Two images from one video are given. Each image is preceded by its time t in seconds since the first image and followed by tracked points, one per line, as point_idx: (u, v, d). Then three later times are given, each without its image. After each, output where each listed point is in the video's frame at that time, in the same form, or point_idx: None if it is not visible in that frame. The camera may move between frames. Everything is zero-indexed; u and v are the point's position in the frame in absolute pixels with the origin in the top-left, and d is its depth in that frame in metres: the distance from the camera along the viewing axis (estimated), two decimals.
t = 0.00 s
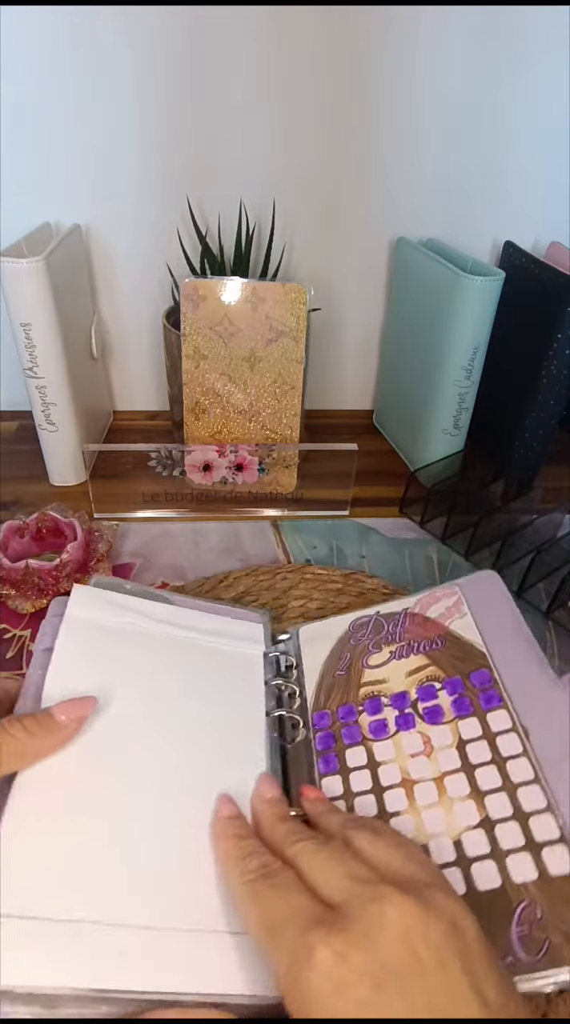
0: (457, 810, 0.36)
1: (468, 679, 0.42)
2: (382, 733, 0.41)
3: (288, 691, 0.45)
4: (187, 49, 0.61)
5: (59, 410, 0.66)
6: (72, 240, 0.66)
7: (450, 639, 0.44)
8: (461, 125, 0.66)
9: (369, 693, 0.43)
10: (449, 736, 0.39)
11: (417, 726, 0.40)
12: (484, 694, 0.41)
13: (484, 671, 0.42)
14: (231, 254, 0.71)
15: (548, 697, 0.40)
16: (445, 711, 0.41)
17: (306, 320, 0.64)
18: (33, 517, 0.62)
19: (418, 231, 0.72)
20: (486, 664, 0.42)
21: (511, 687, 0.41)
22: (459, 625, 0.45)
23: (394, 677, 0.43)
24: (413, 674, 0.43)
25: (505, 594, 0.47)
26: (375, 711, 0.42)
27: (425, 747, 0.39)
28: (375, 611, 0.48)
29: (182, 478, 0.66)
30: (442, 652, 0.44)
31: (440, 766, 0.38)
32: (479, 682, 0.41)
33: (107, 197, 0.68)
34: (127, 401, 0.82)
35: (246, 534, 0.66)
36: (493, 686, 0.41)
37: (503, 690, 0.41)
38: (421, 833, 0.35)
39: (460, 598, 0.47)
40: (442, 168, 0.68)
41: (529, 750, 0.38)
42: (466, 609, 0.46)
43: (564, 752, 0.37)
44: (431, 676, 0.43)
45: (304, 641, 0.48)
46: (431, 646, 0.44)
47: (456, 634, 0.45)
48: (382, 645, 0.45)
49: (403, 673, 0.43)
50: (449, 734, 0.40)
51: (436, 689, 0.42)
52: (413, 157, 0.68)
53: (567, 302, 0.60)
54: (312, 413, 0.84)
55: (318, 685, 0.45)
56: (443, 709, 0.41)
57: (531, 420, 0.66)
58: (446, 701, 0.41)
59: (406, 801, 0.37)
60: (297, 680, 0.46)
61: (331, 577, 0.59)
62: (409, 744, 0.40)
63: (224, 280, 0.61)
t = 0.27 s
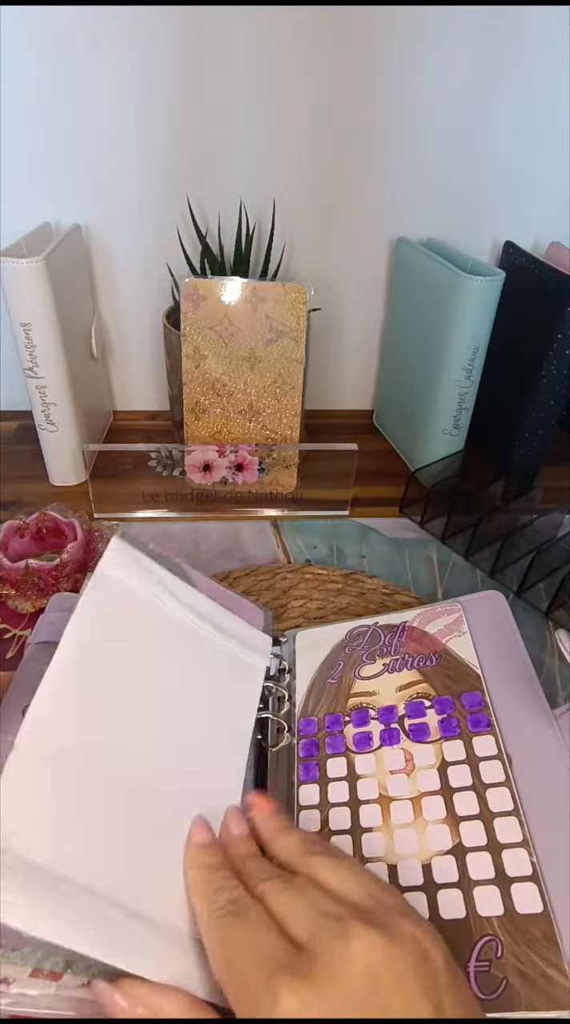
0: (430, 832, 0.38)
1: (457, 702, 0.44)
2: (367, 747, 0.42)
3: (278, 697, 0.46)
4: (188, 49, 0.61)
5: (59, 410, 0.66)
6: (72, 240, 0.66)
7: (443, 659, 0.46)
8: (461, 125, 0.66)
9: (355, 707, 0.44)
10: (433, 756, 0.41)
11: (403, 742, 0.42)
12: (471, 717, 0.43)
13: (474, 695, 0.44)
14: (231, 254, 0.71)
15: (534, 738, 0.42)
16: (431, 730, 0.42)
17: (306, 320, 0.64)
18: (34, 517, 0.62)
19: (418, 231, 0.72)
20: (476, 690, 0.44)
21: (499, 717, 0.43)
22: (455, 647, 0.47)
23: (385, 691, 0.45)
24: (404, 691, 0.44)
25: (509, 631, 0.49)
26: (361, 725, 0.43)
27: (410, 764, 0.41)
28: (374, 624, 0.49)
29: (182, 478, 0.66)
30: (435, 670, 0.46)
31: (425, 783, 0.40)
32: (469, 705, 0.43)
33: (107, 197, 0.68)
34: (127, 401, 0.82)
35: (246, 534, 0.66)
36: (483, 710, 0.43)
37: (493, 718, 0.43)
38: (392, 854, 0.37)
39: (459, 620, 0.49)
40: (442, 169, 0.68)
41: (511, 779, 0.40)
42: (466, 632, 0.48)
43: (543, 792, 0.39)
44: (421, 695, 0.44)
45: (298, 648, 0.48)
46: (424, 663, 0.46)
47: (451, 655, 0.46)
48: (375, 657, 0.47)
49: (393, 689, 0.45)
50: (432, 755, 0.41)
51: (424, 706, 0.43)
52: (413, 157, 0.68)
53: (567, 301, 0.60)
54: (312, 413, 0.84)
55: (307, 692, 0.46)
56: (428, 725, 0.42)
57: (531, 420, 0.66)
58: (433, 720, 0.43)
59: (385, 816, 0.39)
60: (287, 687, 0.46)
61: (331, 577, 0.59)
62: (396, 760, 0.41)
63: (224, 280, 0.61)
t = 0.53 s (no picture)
0: (436, 833, 0.38)
1: (462, 708, 0.44)
2: (371, 749, 0.42)
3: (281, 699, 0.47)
4: (187, 49, 0.61)
5: (59, 410, 0.66)
6: (71, 240, 0.66)
7: (448, 664, 0.47)
8: (461, 125, 0.66)
9: (364, 709, 0.44)
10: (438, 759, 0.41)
11: (408, 746, 0.42)
12: (476, 724, 0.43)
13: (479, 702, 0.44)
14: (231, 254, 0.71)
15: (537, 743, 0.42)
16: (436, 735, 0.43)
17: (306, 320, 0.64)
18: (34, 517, 0.62)
19: (418, 231, 0.72)
20: (481, 697, 0.45)
21: (504, 724, 0.43)
22: (459, 654, 0.47)
23: (389, 696, 0.45)
24: (408, 695, 0.45)
25: (512, 638, 0.49)
26: (366, 726, 0.43)
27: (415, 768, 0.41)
28: (379, 628, 0.50)
29: (182, 478, 0.66)
30: (439, 676, 0.46)
31: (431, 787, 0.40)
32: (473, 710, 0.44)
33: (106, 196, 0.68)
34: (127, 401, 0.82)
35: (246, 534, 0.66)
36: (488, 717, 0.43)
37: (497, 724, 0.43)
38: (398, 855, 0.37)
39: (462, 627, 0.49)
40: (442, 168, 0.68)
41: (516, 784, 0.40)
42: (469, 638, 0.48)
43: (546, 795, 0.39)
44: (426, 701, 0.45)
45: (302, 648, 0.49)
46: (429, 669, 0.46)
47: (455, 662, 0.47)
48: (380, 661, 0.47)
49: (397, 693, 0.45)
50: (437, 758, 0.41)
51: (429, 712, 0.44)
52: (413, 157, 0.68)
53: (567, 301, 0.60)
54: (312, 413, 0.84)
55: (310, 693, 0.46)
56: (433, 732, 0.43)
57: (531, 420, 0.66)
58: (438, 725, 0.43)
59: (390, 817, 0.39)
60: (289, 690, 0.47)
61: (331, 578, 0.59)
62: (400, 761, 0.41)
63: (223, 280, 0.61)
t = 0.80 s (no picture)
0: (435, 827, 0.37)
1: (459, 698, 0.43)
2: (370, 743, 0.42)
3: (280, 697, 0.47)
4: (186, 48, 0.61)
5: (59, 410, 0.66)
6: (71, 240, 0.66)
7: (445, 656, 0.46)
8: (460, 125, 0.66)
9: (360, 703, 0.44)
10: (436, 751, 0.40)
11: (407, 739, 0.41)
12: (474, 716, 0.42)
13: (477, 692, 0.43)
14: (231, 254, 0.71)
15: (536, 731, 0.41)
16: (434, 728, 0.42)
17: (306, 320, 0.64)
18: (34, 517, 0.62)
19: (418, 231, 0.72)
20: (477, 687, 0.44)
21: (503, 710, 0.43)
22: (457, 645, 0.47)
23: (386, 690, 0.45)
24: (406, 688, 0.45)
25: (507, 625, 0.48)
26: (364, 720, 0.43)
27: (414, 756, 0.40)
28: (373, 624, 0.50)
29: (182, 478, 0.66)
30: (438, 670, 0.45)
31: (430, 779, 0.39)
32: (471, 702, 0.43)
33: (106, 196, 0.68)
34: (127, 401, 0.82)
35: (246, 534, 0.66)
36: (485, 704, 0.43)
37: (495, 711, 0.42)
38: (398, 847, 0.37)
39: (460, 619, 0.49)
40: (442, 169, 0.68)
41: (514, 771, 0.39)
42: (467, 629, 0.48)
43: (545, 783, 0.39)
44: (423, 693, 0.44)
45: (300, 647, 0.49)
46: (425, 662, 0.46)
47: (452, 654, 0.46)
48: (377, 657, 0.47)
49: (395, 686, 0.45)
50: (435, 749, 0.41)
51: (427, 704, 0.43)
52: (413, 157, 0.68)
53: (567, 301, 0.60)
54: (312, 414, 0.84)
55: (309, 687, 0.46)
56: (431, 725, 0.42)
57: (531, 420, 0.66)
58: (436, 718, 0.42)
59: (390, 813, 0.38)
60: (288, 687, 0.48)
61: (331, 577, 0.59)
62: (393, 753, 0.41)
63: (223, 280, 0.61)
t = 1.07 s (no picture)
0: (333, 881, 0.36)
1: (386, 763, 0.42)
2: (285, 769, 0.41)
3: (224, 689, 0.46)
4: (186, 47, 0.61)
5: (59, 410, 0.66)
6: (72, 239, 0.66)
7: (394, 715, 0.45)
8: (460, 125, 0.66)
9: (364, 744, 0.43)
10: (342, 800, 0.40)
11: (319, 777, 0.41)
12: (391, 784, 0.41)
13: (404, 761, 0.42)
14: (231, 254, 0.71)
15: (444, 832, 0.39)
16: (351, 777, 0.41)
17: (306, 320, 0.64)
18: (34, 517, 0.62)
19: (418, 230, 0.72)
20: (409, 756, 0.43)
21: (420, 798, 0.41)
22: (410, 709, 0.45)
23: (324, 723, 0.44)
24: (342, 732, 0.44)
25: (467, 710, 0.46)
26: (289, 747, 0.43)
27: (378, 819, 0.39)
28: (344, 658, 0.49)
29: (182, 478, 0.66)
30: (384, 722, 0.44)
31: (322, 827, 0.39)
32: (395, 769, 0.42)
33: (106, 196, 0.68)
34: (127, 400, 0.82)
35: (246, 535, 0.66)
36: (408, 777, 0.42)
37: (415, 787, 0.41)
38: (293, 885, 0.36)
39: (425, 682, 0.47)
40: (443, 169, 0.68)
41: (405, 876, 0.37)
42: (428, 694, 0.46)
43: (433, 899, 0.37)
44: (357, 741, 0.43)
45: (266, 654, 0.49)
46: (373, 713, 0.45)
47: (403, 717, 0.45)
48: (331, 690, 0.46)
49: (332, 724, 0.44)
50: (343, 800, 0.40)
51: (353, 753, 0.43)
52: (413, 157, 0.68)
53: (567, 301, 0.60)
54: (312, 414, 0.84)
55: (255, 693, 0.46)
56: (349, 771, 0.41)
57: (531, 420, 0.67)
58: (357, 769, 0.42)
59: (300, 847, 0.38)
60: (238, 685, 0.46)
61: (331, 577, 0.59)
62: (377, 811, 0.40)
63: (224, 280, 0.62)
